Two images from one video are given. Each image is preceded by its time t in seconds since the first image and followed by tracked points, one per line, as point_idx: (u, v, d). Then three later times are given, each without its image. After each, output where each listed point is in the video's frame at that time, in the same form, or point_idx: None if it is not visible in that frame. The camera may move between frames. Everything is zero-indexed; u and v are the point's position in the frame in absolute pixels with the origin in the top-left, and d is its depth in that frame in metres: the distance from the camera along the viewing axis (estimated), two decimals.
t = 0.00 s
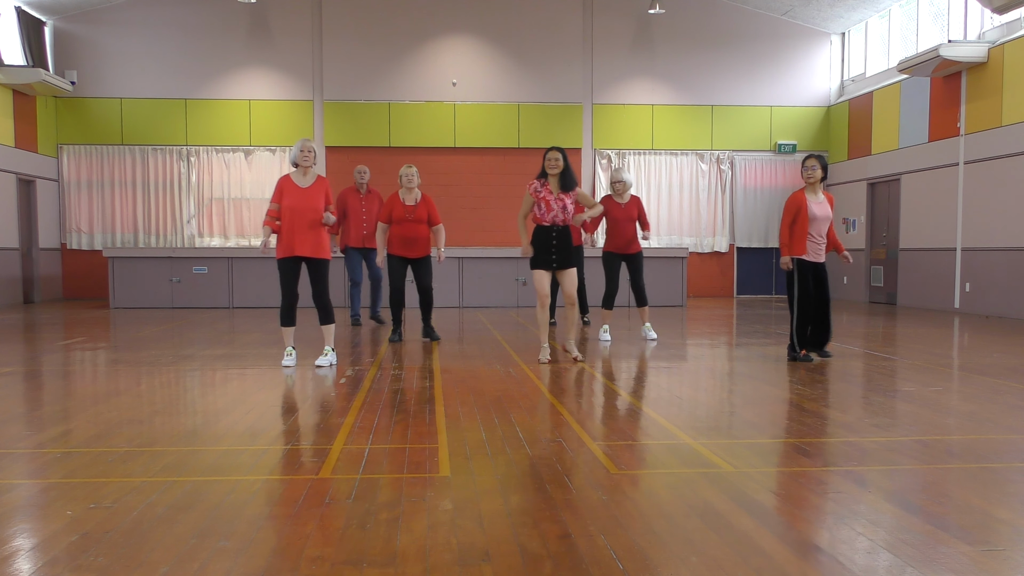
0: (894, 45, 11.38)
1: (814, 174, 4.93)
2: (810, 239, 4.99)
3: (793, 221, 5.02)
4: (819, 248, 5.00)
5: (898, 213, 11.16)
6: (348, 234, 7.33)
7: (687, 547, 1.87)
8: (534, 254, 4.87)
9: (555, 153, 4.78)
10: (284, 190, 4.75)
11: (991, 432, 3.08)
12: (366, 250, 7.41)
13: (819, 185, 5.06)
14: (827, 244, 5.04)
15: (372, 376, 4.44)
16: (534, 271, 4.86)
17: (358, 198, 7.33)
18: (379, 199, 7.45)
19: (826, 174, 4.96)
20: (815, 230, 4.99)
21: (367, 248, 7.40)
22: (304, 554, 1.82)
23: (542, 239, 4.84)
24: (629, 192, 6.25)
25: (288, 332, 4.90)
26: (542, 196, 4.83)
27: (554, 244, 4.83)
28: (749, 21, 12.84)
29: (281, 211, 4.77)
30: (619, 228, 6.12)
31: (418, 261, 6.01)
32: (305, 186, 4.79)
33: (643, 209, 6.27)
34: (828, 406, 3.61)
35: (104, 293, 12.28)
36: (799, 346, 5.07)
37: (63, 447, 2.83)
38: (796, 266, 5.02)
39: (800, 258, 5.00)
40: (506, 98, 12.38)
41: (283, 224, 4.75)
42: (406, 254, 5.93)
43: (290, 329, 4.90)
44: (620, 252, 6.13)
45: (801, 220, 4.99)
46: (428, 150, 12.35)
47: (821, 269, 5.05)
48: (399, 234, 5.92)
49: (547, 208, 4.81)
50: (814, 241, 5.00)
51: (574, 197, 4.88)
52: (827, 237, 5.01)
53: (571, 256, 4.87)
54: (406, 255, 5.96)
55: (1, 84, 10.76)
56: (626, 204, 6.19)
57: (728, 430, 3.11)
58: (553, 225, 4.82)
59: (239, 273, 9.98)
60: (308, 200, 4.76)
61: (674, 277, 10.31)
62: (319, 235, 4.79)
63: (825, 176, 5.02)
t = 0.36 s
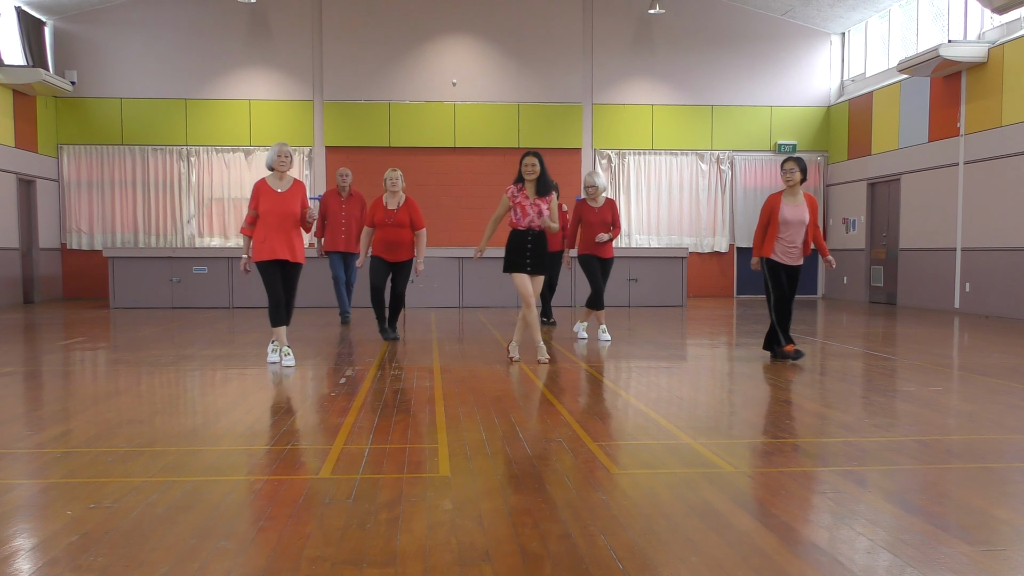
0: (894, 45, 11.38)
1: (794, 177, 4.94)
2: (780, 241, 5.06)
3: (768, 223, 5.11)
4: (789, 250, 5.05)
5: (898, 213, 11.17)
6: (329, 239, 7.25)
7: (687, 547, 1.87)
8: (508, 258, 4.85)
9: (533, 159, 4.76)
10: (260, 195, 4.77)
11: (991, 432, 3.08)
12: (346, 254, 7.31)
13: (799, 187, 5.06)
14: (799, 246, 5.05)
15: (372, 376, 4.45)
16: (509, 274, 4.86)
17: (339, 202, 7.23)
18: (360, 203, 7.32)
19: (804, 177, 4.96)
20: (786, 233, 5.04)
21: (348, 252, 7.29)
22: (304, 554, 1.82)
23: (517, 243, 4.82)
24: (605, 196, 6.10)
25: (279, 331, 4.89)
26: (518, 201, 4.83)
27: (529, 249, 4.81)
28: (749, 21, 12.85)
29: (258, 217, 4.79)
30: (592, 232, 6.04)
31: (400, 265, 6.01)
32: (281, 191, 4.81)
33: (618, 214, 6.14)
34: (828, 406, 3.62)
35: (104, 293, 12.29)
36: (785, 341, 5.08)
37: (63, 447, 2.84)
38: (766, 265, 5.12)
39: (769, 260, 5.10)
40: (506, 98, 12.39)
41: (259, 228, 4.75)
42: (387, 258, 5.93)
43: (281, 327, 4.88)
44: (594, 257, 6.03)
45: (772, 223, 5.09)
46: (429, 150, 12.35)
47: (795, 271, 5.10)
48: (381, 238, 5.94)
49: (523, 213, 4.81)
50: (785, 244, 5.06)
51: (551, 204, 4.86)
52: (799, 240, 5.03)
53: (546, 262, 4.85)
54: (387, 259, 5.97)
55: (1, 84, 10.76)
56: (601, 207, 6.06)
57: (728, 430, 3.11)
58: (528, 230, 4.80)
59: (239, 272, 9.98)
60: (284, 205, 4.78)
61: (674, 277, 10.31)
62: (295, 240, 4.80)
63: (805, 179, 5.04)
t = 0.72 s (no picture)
0: (894, 45, 11.38)
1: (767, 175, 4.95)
2: (750, 239, 5.08)
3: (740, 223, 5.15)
4: (760, 247, 5.03)
5: (898, 213, 11.17)
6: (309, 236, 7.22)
7: (687, 547, 1.87)
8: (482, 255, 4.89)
9: (508, 156, 4.74)
10: (236, 194, 4.77)
11: (991, 432, 3.08)
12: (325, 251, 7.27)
13: (771, 185, 5.03)
14: (767, 243, 5.01)
15: (372, 376, 4.45)
16: (482, 271, 4.87)
17: (318, 200, 7.15)
18: (341, 199, 7.22)
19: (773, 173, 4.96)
20: (753, 230, 5.06)
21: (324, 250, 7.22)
22: (304, 554, 1.82)
23: (489, 240, 4.83)
24: (580, 193, 6.11)
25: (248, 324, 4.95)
26: (491, 198, 4.80)
27: (500, 246, 4.80)
28: (749, 21, 12.85)
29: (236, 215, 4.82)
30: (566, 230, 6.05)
31: (382, 261, 5.98)
32: (258, 189, 4.79)
33: (594, 210, 6.14)
34: (828, 406, 3.61)
35: (104, 293, 12.29)
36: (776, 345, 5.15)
37: (63, 446, 2.84)
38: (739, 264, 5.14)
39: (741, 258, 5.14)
40: (506, 98, 12.38)
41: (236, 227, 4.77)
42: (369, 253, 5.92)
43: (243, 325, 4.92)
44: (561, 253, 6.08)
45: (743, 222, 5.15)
46: (428, 150, 12.35)
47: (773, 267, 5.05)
48: (364, 234, 5.93)
49: (494, 210, 4.79)
50: (754, 242, 5.06)
51: (525, 201, 4.82)
52: (767, 236, 5.00)
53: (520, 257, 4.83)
54: (369, 253, 5.96)
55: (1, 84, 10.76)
56: (575, 204, 6.08)
57: (728, 430, 3.11)
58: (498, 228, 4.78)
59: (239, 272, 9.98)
60: (260, 204, 4.77)
61: (674, 277, 10.31)
62: (272, 239, 4.80)
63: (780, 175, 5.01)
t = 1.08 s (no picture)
0: (894, 45, 11.38)
1: (742, 174, 4.96)
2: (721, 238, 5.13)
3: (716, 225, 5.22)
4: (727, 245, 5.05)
5: (898, 213, 11.16)
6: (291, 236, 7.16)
7: (687, 548, 1.87)
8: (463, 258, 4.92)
9: (486, 160, 4.76)
10: (213, 199, 4.80)
11: (991, 432, 3.08)
12: (304, 252, 7.15)
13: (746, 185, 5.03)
14: (730, 241, 5.02)
15: (372, 376, 4.45)
16: (461, 275, 4.92)
17: (302, 199, 7.14)
18: (325, 201, 7.20)
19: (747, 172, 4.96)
20: (722, 228, 5.11)
21: (303, 250, 7.11)
22: (304, 554, 1.82)
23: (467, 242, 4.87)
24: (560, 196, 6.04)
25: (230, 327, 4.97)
26: (470, 203, 4.82)
27: (477, 248, 4.82)
28: (749, 21, 12.84)
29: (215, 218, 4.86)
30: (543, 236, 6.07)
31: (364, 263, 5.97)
32: (233, 193, 4.79)
33: (571, 216, 6.09)
34: (828, 407, 3.61)
35: (104, 293, 12.28)
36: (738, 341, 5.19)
37: (63, 447, 2.83)
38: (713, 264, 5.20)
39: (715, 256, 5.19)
40: (506, 98, 12.38)
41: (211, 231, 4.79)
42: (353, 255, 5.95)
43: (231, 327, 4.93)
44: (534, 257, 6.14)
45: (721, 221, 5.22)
46: (428, 150, 12.34)
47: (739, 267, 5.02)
48: (349, 236, 5.98)
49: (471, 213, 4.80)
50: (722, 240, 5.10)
51: (504, 203, 4.81)
52: (730, 234, 5.02)
53: (496, 259, 4.81)
54: (355, 256, 5.98)
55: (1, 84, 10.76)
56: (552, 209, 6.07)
57: (728, 430, 3.11)
58: (476, 231, 4.80)
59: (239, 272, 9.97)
60: (235, 208, 4.76)
61: (674, 277, 10.31)
62: (245, 243, 4.76)
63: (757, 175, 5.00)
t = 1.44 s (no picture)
0: (894, 45, 11.38)
1: (726, 175, 4.95)
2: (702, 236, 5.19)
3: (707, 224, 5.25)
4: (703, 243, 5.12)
5: (898, 213, 11.17)
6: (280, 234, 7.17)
7: (687, 547, 1.87)
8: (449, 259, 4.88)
9: (475, 159, 4.77)
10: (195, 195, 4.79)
11: (990, 432, 3.08)
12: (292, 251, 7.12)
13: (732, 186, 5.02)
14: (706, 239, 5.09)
15: (372, 376, 4.45)
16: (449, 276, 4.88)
17: (294, 197, 7.15)
18: (316, 200, 7.13)
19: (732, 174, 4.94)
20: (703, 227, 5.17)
21: (291, 248, 7.09)
22: (304, 554, 1.82)
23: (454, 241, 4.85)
24: (542, 196, 6.07)
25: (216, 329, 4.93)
26: (457, 201, 4.82)
27: (464, 247, 4.80)
28: (749, 21, 12.84)
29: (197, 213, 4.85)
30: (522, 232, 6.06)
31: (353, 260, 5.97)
32: (215, 189, 4.78)
33: (554, 216, 6.09)
34: (828, 406, 3.62)
35: (104, 293, 12.29)
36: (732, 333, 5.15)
37: (63, 447, 2.84)
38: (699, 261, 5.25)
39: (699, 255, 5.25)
40: (506, 98, 12.38)
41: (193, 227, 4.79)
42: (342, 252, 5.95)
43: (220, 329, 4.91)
44: (515, 256, 6.17)
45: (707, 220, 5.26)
46: (428, 150, 12.35)
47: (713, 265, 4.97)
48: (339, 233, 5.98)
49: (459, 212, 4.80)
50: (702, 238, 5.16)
51: (491, 203, 4.82)
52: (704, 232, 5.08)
53: (482, 259, 4.79)
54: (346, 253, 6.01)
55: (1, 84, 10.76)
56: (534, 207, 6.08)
57: (727, 430, 3.12)
58: (463, 229, 4.79)
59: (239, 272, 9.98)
60: (216, 204, 4.75)
61: (674, 277, 10.32)
62: (226, 240, 4.76)
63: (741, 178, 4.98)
